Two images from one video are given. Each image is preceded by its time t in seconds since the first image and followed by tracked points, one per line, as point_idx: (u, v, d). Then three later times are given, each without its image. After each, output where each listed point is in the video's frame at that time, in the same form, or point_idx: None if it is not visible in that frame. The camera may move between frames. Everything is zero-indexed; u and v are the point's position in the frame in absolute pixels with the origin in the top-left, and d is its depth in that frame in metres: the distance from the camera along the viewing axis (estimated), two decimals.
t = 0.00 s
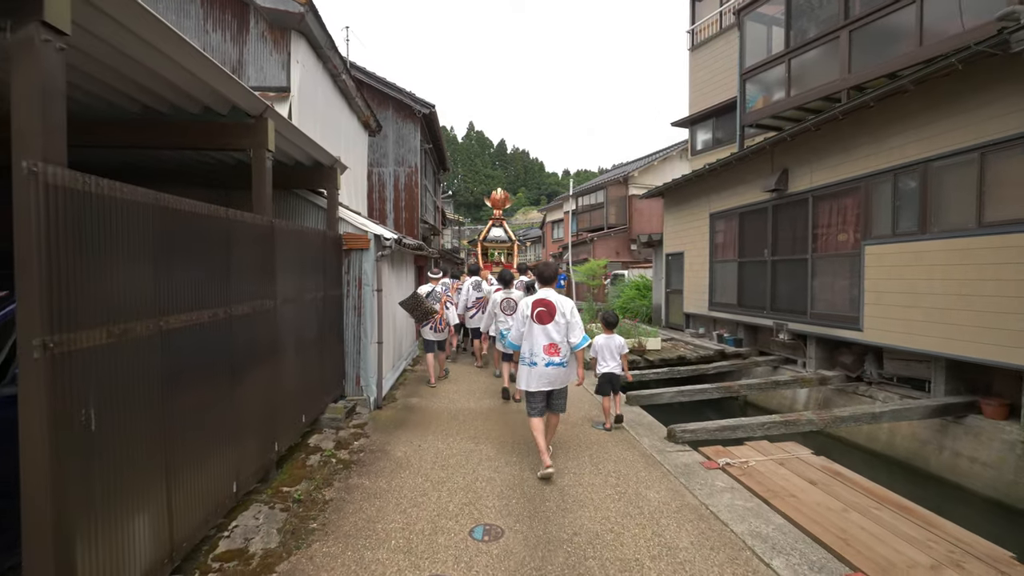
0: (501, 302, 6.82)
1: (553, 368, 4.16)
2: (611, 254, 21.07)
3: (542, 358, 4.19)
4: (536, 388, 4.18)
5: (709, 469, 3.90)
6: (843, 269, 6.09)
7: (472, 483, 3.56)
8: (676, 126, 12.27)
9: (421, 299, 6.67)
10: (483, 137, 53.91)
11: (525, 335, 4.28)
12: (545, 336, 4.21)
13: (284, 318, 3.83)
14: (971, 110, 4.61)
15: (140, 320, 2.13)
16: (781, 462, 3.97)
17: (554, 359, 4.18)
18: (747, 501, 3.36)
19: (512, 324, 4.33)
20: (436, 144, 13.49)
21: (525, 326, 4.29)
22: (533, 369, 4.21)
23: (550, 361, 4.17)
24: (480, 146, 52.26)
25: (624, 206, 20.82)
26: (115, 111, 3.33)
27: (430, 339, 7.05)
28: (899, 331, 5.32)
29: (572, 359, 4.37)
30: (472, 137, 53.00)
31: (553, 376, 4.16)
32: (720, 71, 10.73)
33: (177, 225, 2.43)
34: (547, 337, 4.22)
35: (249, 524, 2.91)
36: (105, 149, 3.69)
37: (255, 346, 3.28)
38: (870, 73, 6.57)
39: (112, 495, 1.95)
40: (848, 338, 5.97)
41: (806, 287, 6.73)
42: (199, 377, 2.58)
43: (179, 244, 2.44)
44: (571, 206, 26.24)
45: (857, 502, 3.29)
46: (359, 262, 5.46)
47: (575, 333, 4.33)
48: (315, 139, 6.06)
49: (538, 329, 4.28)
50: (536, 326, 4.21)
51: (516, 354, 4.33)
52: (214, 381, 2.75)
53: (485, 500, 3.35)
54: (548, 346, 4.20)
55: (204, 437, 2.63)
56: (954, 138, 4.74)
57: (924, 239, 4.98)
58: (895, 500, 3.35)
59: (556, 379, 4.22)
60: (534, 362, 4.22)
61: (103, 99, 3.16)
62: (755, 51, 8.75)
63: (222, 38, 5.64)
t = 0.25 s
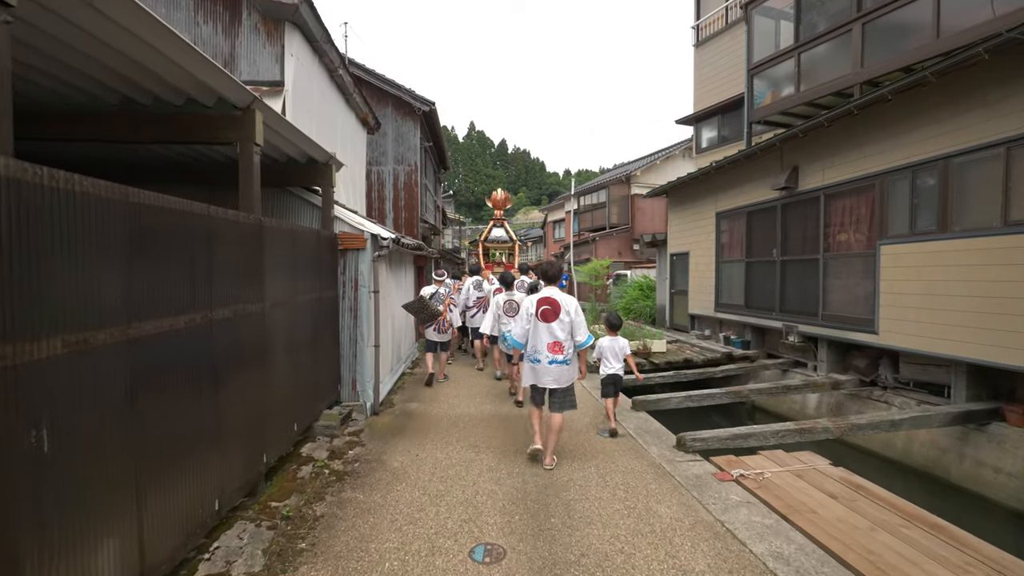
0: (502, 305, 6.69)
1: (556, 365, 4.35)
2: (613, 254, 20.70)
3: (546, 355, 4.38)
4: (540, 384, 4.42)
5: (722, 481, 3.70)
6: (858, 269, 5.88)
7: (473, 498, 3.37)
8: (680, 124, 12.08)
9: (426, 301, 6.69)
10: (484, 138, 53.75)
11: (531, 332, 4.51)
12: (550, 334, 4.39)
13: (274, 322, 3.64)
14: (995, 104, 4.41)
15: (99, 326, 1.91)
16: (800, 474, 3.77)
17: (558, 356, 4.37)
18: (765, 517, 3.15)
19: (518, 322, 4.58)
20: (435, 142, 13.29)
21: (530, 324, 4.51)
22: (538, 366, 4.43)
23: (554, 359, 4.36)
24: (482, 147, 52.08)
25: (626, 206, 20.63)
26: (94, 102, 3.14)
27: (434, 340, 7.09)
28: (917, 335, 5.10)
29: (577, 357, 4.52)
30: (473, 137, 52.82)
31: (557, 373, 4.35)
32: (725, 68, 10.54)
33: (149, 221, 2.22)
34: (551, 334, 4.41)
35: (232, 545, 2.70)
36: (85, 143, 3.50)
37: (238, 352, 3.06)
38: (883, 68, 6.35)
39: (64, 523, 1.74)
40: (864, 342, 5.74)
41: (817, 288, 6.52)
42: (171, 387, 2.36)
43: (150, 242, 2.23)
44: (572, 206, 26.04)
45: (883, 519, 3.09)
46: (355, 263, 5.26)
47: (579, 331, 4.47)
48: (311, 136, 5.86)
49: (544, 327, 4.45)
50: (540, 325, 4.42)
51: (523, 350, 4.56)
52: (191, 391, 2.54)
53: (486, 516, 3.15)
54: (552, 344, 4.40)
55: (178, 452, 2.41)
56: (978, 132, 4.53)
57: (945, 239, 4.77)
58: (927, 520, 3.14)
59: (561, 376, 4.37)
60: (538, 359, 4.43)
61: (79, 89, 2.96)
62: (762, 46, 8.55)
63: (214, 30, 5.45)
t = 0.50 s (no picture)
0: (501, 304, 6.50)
1: (555, 367, 4.16)
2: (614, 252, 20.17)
3: (545, 357, 4.20)
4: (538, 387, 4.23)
5: (733, 492, 3.49)
6: (870, 268, 5.67)
7: (470, 512, 3.16)
8: (683, 121, 11.87)
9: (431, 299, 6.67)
10: (484, 137, 53.54)
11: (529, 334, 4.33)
12: (548, 335, 4.22)
13: (259, 324, 3.44)
14: (1018, 95, 4.20)
15: (43, 331, 1.70)
16: (815, 484, 3.57)
17: (557, 358, 4.18)
18: (781, 533, 2.94)
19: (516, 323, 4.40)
20: (434, 139, 13.10)
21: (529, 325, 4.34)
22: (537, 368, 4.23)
23: (553, 360, 4.17)
24: (482, 146, 51.86)
25: (628, 205, 20.41)
26: (64, 90, 2.94)
27: (436, 338, 7.04)
28: (934, 337, 4.90)
29: (577, 360, 4.32)
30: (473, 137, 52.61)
31: (557, 376, 4.16)
32: (730, 63, 10.33)
33: (107, 215, 2.01)
34: (550, 336, 4.23)
35: (207, 565, 2.50)
36: (58, 134, 3.30)
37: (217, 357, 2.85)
38: (895, 60, 6.14)
39: (1, 555, 1.53)
40: (877, 344, 5.53)
41: (827, 287, 6.31)
42: (136, 396, 2.15)
43: (109, 238, 2.03)
44: (573, 205, 25.83)
45: (909, 536, 2.89)
46: (348, 262, 5.05)
47: (579, 333, 4.28)
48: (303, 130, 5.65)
49: (542, 329, 4.27)
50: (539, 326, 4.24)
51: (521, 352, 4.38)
52: (159, 400, 2.32)
53: (483, 532, 2.94)
54: (551, 345, 4.21)
55: (144, 467, 2.20)
56: (1000, 125, 4.32)
57: (964, 237, 4.56)
58: (957, 537, 2.93)
59: (560, 378, 4.17)
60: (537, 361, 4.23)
61: (46, 76, 2.76)
62: (768, 40, 8.33)
63: (201, 20, 5.24)
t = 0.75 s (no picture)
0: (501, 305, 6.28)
1: (554, 363, 4.19)
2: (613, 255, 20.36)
3: (544, 354, 4.19)
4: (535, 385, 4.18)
5: (745, 508, 3.27)
6: (883, 269, 5.45)
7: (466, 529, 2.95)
8: (685, 118, 11.66)
9: (427, 301, 6.45)
10: (485, 137, 53.37)
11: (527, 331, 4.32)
12: (547, 333, 4.22)
13: (239, 329, 3.22)
14: None
15: None
16: (832, 500, 3.35)
17: (556, 355, 4.20)
18: (799, 555, 2.72)
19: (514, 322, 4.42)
20: (433, 138, 12.90)
21: (526, 323, 4.35)
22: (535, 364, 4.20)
23: (553, 357, 4.19)
24: (483, 146, 51.67)
25: (629, 204, 20.19)
26: (26, 77, 2.72)
27: (433, 339, 6.83)
28: (951, 341, 4.68)
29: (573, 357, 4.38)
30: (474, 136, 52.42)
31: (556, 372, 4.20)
32: (733, 59, 10.12)
33: (47, 209, 1.80)
34: (548, 333, 4.25)
35: None
36: (24, 125, 3.09)
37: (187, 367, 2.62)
38: (908, 53, 5.92)
39: None
40: (891, 347, 5.31)
41: (837, 289, 6.10)
42: (84, 410, 1.94)
43: (50, 234, 1.81)
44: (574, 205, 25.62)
45: (937, 559, 2.67)
46: (339, 262, 4.84)
47: (576, 330, 4.35)
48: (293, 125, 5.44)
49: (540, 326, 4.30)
50: (537, 323, 4.26)
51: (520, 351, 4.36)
52: (113, 415, 2.09)
53: (478, 552, 2.73)
54: (550, 343, 4.23)
55: (89, 491, 1.96)
56: None
57: (985, 236, 4.34)
58: (989, 559, 2.71)
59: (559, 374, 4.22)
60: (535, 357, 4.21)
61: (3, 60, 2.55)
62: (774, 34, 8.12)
63: (186, 10, 5.03)
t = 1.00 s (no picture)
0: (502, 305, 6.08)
1: (554, 367, 4.00)
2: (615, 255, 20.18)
3: (544, 357, 4.00)
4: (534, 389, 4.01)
5: (760, 526, 3.06)
6: (898, 270, 5.24)
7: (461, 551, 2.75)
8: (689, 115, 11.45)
9: (420, 300, 6.23)
10: (485, 137, 53.21)
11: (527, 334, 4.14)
12: (547, 336, 4.04)
13: (222, 336, 3.02)
14: None
15: None
16: (853, 517, 3.14)
17: (557, 358, 4.01)
18: None
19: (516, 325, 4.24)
20: (431, 135, 12.70)
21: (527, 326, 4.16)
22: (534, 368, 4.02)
23: (553, 361, 3.99)
24: (484, 146, 51.51)
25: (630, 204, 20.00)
26: None
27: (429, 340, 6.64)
28: (972, 346, 4.46)
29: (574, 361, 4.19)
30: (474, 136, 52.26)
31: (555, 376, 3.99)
32: (739, 55, 9.90)
33: None
34: (548, 336, 4.05)
35: None
36: None
37: (161, 376, 2.41)
38: (923, 45, 5.70)
39: None
40: (906, 352, 5.10)
41: (848, 290, 5.89)
42: (35, 430, 1.73)
43: None
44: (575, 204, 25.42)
45: None
46: (331, 263, 4.64)
47: (577, 334, 4.14)
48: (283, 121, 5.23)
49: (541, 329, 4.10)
50: (538, 326, 4.07)
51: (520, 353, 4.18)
52: (71, 431, 1.88)
53: None
54: (550, 346, 4.04)
55: (41, 516, 1.76)
56: None
57: (1009, 235, 4.13)
58: None
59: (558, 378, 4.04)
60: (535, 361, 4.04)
61: None
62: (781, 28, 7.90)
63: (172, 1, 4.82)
